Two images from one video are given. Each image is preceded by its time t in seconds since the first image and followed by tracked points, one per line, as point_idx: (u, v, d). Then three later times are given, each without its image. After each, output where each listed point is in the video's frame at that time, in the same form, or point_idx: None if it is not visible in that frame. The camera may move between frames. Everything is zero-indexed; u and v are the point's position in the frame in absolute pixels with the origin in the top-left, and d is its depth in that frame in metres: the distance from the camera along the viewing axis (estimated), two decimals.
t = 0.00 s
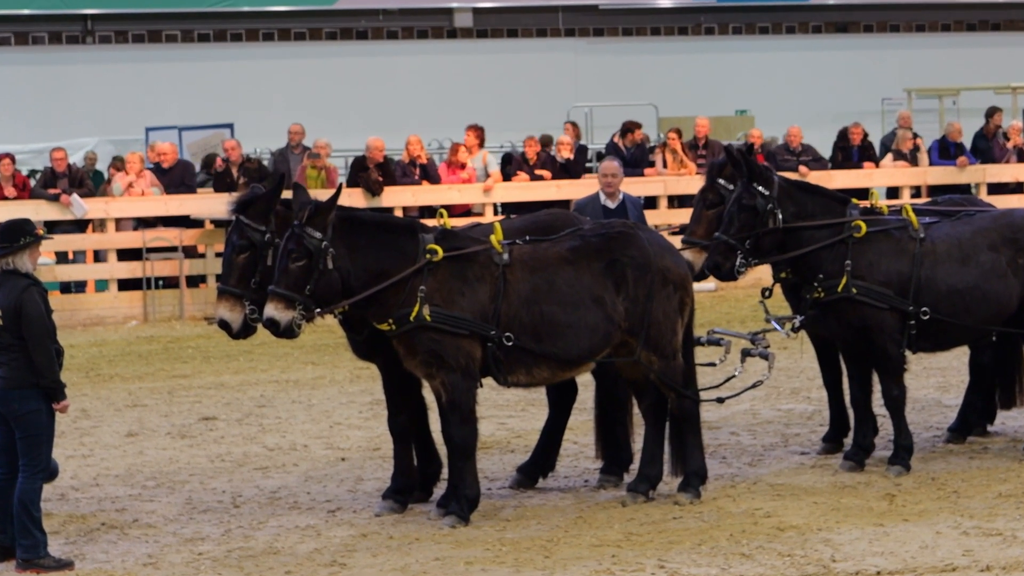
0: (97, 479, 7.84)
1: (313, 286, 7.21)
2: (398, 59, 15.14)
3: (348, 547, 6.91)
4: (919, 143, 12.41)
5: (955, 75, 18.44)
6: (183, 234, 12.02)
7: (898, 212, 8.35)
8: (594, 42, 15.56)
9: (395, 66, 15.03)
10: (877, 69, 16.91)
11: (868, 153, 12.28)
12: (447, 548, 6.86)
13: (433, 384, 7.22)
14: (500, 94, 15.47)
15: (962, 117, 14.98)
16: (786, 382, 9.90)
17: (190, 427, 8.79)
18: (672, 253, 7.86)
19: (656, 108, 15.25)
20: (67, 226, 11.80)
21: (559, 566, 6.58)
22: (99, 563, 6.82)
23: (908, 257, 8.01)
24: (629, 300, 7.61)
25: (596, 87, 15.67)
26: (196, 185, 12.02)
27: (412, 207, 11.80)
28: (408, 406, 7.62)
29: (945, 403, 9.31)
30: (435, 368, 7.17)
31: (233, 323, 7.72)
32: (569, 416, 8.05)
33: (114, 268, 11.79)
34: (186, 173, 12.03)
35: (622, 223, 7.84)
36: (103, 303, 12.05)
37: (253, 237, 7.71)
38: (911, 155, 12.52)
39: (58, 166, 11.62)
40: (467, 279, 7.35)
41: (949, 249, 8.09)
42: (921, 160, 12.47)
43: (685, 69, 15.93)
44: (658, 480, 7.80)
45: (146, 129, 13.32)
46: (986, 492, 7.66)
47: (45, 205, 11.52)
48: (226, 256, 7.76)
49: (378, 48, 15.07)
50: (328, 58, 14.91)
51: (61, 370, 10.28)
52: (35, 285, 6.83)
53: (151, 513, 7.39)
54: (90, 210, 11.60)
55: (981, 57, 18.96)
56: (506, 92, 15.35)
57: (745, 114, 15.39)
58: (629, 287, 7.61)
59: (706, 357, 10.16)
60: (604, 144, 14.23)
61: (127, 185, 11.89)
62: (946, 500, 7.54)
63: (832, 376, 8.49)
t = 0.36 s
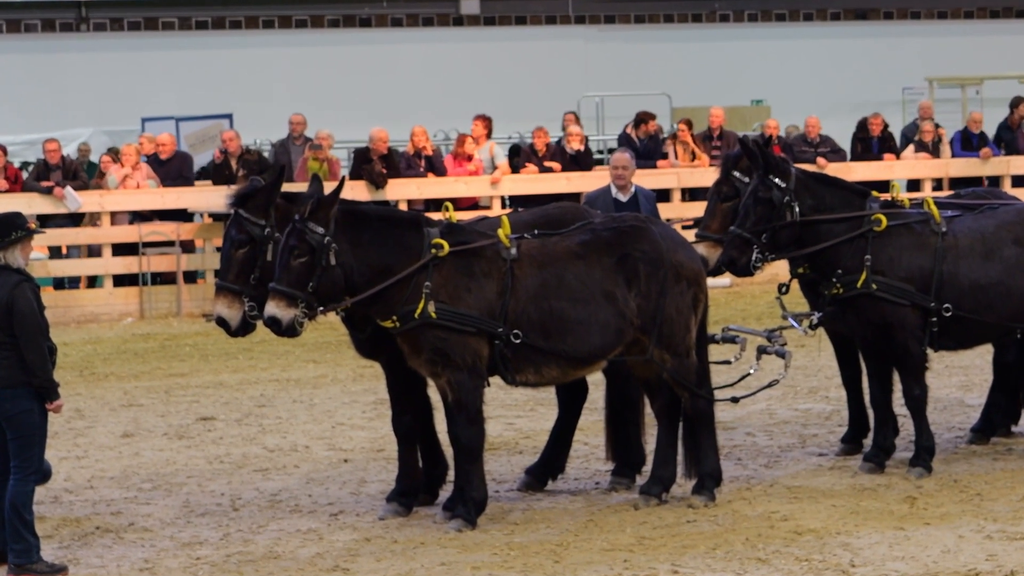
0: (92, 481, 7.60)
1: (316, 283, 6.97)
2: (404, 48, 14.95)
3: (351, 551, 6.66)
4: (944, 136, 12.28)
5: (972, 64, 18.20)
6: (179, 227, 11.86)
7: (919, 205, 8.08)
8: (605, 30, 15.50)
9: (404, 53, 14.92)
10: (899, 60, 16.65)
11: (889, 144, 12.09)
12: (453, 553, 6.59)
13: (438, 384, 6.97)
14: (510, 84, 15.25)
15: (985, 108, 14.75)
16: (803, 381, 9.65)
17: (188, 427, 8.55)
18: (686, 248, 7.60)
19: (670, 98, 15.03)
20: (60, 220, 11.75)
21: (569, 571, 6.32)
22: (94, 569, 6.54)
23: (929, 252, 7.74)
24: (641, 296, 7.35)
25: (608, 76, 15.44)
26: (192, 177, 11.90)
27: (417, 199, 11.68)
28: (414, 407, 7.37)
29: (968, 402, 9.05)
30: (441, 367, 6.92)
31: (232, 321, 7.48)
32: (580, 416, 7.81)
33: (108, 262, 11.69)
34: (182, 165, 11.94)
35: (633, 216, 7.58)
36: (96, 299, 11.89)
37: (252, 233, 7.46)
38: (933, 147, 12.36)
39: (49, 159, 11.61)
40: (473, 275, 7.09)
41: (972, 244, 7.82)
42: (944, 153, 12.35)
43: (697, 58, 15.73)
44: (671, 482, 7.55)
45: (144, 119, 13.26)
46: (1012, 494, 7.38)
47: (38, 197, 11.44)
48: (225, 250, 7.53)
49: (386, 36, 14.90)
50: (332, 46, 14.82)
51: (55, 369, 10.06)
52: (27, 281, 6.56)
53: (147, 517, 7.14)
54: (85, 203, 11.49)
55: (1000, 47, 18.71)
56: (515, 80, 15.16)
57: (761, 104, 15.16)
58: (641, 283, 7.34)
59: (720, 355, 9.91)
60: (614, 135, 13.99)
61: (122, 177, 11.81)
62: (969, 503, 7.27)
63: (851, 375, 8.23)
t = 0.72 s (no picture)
0: (86, 483, 7.37)
1: (321, 276, 6.73)
2: (408, 38, 14.75)
3: (353, 556, 6.41)
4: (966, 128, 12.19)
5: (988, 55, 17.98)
6: (176, 221, 11.77)
7: (939, 199, 7.83)
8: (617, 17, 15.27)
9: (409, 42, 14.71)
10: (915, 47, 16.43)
11: (908, 135, 11.96)
12: (458, 558, 6.35)
13: (443, 383, 6.74)
14: (517, 75, 15.04)
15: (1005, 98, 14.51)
16: (820, 380, 9.41)
17: (185, 428, 8.32)
18: (699, 243, 7.36)
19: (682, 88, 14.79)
20: (52, 212, 11.69)
21: None
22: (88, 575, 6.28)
23: (950, 247, 7.49)
24: (653, 293, 7.10)
25: (619, 64, 15.23)
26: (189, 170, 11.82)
27: (422, 193, 11.54)
28: (419, 407, 7.14)
29: (991, 402, 8.80)
30: (446, 365, 6.68)
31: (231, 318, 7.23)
32: (589, 417, 7.57)
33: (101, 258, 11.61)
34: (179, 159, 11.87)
35: (645, 210, 7.34)
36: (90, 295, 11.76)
37: (253, 226, 7.22)
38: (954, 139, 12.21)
39: (41, 151, 11.51)
40: (480, 270, 6.85)
41: (994, 239, 7.57)
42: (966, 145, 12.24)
43: (707, 46, 15.53)
44: (684, 484, 7.30)
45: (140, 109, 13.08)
46: None
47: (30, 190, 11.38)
48: (224, 245, 7.25)
49: (393, 22, 14.72)
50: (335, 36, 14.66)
51: (47, 367, 9.84)
52: (19, 276, 6.32)
53: (143, 520, 6.90)
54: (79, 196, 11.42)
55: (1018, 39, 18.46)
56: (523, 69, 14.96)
57: (776, 95, 14.95)
58: (653, 279, 7.10)
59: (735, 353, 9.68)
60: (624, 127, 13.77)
61: (116, 172, 11.67)
62: (992, 506, 7.00)
63: (869, 374, 7.98)
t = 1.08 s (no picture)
0: (80, 486, 7.15)
1: (324, 271, 6.50)
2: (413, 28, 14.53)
3: (355, 561, 6.18)
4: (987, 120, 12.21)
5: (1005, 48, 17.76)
6: (172, 216, 11.65)
7: (959, 193, 7.61)
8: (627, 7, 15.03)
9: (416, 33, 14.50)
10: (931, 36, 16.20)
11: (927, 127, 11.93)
12: (464, 564, 6.11)
13: (449, 382, 6.51)
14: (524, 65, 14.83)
15: None
16: (836, 379, 9.19)
17: (182, 429, 8.10)
18: (713, 237, 7.12)
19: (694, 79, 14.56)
20: (46, 207, 11.48)
21: None
22: None
23: (972, 242, 7.25)
24: (665, 290, 6.87)
25: (630, 52, 15.01)
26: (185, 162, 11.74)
27: (426, 187, 11.34)
28: (424, 407, 6.92)
29: (1013, 402, 8.57)
30: (452, 364, 6.46)
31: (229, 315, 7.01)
32: (599, 417, 7.36)
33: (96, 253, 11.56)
34: (177, 150, 11.81)
35: (657, 204, 7.10)
36: (82, 292, 11.65)
37: (252, 220, 6.99)
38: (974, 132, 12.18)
39: (33, 144, 11.35)
40: (486, 266, 6.62)
41: (1016, 234, 7.32)
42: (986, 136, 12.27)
43: (718, 36, 15.32)
44: (697, 487, 7.08)
45: (136, 102, 12.93)
46: None
47: (22, 182, 11.19)
48: (222, 240, 7.02)
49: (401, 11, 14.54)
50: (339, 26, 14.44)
51: (41, 366, 9.64)
52: (9, 271, 6.09)
53: (139, 524, 6.68)
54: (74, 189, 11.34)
55: None
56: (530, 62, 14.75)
57: (791, 84, 14.73)
58: (665, 275, 6.87)
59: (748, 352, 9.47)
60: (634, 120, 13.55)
61: (110, 164, 11.53)
62: (1015, 509, 6.75)
63: (888, 373, 7.76)
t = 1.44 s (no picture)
0: (73, 489, 6.94)
1: (324, 268, 6.36)
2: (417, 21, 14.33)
3: (355, 565, 5.94)
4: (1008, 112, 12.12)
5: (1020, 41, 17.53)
6: (168, 210, 11.65)
7: (981, 185, 7.34)
8: None
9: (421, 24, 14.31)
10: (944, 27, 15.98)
11: (947, 118, 11.87)
12: (468, 569, 5.86)
13: (453, 382, 6.29)
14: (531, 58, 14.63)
15: None
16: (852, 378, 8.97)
17: (179, 430, 7.91)
18: (725, 232, 6.92)
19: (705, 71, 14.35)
20: (38, 200, 11.49)
21: None
22: None
23: (993, 237, 6.96)
24: (676, 286, 6.66)
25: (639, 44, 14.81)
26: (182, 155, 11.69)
27: (430, 180, 11.27)
28: (429, 408, 6.71)
29: None
30: (457, 363, 6.25)
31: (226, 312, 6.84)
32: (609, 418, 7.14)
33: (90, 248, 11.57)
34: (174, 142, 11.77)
35: (668, 198, 6.89)
36: (76, 289, 11.68)
37: (252, 215, 6.79)
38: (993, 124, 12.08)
39: (25, 137, 11.33)
40: (492, 262, 6.40)
41: None
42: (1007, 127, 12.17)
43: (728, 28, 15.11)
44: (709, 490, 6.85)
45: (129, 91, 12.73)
46: None
47: (13, 176, 11.18)
48: (219, 236, 6.82)
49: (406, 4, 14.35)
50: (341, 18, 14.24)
51: (34, 365, 9.45)
52: None
53: (133, 527, 6.45)
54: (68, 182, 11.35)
55: None
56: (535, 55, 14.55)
57: (806, 76, 14.49)
58: (675, 270, 6.66)
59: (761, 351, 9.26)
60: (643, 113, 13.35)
61: (105, 156, 11.50)
62: None
63: (906, 372, 7.53)
